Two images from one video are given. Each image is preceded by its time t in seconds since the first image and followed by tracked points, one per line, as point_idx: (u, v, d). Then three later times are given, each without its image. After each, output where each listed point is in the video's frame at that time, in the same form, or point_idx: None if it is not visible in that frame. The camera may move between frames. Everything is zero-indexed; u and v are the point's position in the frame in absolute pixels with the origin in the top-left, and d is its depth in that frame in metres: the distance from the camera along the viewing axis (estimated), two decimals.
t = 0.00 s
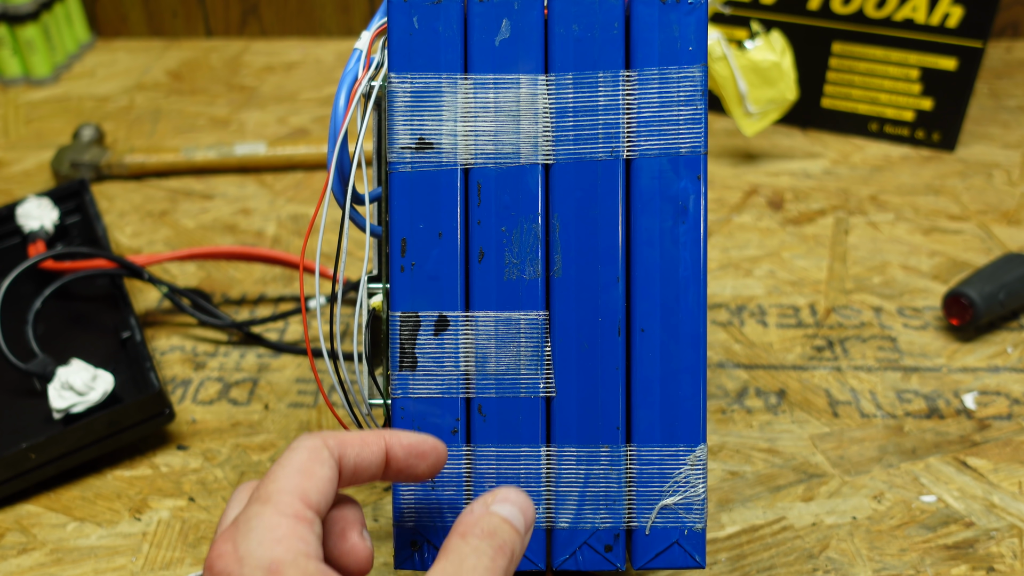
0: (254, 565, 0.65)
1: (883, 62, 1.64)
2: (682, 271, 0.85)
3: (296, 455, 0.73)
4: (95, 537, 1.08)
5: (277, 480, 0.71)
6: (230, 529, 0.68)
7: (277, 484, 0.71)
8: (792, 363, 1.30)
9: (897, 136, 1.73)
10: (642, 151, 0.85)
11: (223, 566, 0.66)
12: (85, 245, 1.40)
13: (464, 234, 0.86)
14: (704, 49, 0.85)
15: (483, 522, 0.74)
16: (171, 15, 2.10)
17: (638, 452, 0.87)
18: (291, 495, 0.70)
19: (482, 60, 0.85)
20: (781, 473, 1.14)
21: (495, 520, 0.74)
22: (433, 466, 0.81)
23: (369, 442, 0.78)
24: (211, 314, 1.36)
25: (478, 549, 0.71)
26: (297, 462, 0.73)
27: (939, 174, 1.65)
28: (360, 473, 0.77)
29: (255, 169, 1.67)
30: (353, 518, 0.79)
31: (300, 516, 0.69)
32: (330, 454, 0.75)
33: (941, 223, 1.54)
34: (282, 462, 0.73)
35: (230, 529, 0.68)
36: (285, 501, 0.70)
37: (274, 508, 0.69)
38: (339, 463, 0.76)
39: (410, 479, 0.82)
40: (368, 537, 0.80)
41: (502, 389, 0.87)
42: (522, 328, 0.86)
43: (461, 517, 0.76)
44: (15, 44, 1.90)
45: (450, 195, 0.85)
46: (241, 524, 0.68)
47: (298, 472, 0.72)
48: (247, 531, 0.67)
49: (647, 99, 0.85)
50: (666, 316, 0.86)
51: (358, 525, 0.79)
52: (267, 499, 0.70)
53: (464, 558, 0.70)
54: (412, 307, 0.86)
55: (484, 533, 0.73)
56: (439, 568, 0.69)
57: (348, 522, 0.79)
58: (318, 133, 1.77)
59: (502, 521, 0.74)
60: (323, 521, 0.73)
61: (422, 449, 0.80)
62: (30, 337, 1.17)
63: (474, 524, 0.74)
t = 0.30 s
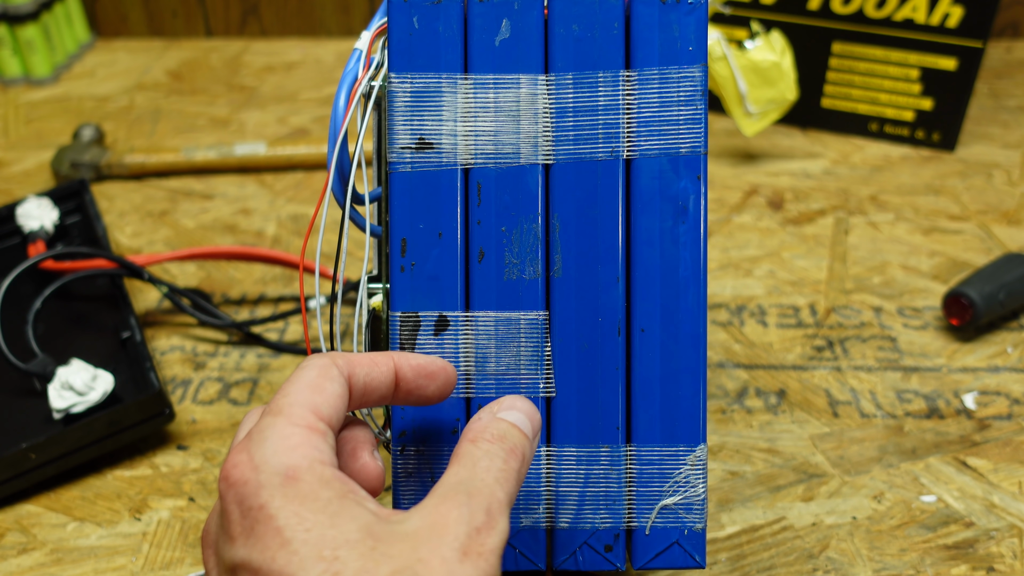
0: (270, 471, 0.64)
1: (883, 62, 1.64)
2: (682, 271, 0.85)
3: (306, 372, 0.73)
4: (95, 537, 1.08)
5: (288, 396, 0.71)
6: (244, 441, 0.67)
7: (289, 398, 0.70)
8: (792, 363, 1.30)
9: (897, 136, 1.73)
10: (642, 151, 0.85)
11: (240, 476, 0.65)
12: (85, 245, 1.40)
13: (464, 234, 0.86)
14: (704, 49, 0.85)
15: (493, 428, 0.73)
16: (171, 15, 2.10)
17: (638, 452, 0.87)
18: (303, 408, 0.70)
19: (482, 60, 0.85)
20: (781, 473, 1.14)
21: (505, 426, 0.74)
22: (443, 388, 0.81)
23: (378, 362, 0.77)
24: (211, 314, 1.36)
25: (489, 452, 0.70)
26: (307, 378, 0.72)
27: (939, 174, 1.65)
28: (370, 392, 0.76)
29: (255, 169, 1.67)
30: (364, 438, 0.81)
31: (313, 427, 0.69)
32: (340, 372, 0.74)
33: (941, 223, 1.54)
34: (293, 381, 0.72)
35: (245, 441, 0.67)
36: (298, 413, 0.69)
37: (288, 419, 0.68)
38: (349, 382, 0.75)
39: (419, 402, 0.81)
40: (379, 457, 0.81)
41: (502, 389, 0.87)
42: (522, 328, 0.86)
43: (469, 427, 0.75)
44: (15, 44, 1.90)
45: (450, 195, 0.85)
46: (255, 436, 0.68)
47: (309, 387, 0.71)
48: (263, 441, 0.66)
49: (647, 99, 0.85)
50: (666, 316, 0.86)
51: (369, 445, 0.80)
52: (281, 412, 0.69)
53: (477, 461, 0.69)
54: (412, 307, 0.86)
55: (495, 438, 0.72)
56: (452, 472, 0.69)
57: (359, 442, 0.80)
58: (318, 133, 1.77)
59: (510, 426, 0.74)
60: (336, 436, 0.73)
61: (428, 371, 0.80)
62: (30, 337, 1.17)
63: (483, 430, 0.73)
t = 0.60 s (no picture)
0: (276, 460, 0.64)
1: (883, 62, 1.64)
2: (682, 271, 0.85)
3: (322, 366, 0.73)
4: (95, 537, 1.08)
5: (301, 388, 0.71)
6: (250, 430, 0.67)
7: (301, 391, 0.70)
8: (792, 363, 1.30)
9: (897, 136, 1.73)
10: (642, 151, 0.85)
11: (244, 464, 0.65)
12: (85, 245, 1.40)
13: (464, 234, 0.86)
14: (704, 49, 0.85)
15: (480, 416, 0.73)
16: (171, 15, 2.10)
17: (638, 452, 0.87)
18: (316, 400, 0.70)
19: (482, 60, 0.85)
20: (781, 473, 1.14)
21: (493, 415, 0.74)
22: (462, 394, 0.81)
23: (400, 365, 0.77)
24: (211, 314, 1.36)
25: (481, 438, 0.71)
26: (320, 372, 0.72)
27: (939, 174, 1.65)
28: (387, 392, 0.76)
29: (255, 169, 1.67)
30: (374, 433, 0.80)
31: (320, 417, 0.69)
32: (356, 369, 0.74)
33: (941, 223, 1.54)
34: (305, 374, 0.72)
35: (250, 430, 0.67)
36: (305, 404, 0.69)
37: (295, 409, 0.68)
38: (365, 380, 0.75)
39: (436, 406, 0.81)
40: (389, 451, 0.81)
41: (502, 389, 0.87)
42: (522, 328, 0.86)
43: (456, 417, 0.75)
44: (15, 44, 1.90)
45: (450, 195, 0.85)
46: (262, 425, 0.67)
47: (325, 382, 0.71)
48: (269, 429, 0.66)
49: (647, 100, 0.85)
50: (666, 316, 0.86)
51: (378, 440, 0.80)
52: (289, 403, 0.69)
53: (471, 448, 0.69)
54: (412, 307, 0.86)
55: (484, 425, 0.72)
56: (448, 459, 0.69)
57: (369, 437, 0.80)
58: (318, 133, 1.77)
59: (499, 415, 0.74)
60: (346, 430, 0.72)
61: (451, 376, 0.80)
62: (30, 337, 1.17)
63: (471, 418, 0.73)
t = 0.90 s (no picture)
0: (274, 470, 0.64)
1: (883, 62, 1.64)
2: (682, 271, 0.85)
3: (296, 369, 0.73)
4: (95, 537, 1.08)
5: (284, 394, 0.71)
6: (246, 442, 0.67)
7: (285, 396, 0.70)
8: (792, 363, 1.30)
9: (897, 136, 1.73)
10: (642, 151, 0.85)
11: (245, 477, 0.65)
12: (84, 245, 1.40)
13: (464, 234, 0.86)
14: (704, 49, 0.85)
15: (494, 415, 0.73)
16: (171, 15, 2.10)
17: (638, 452, 0.87)
18: (301, 406, 0.70)
19: (482, 60, 0.85)
20: (781, 473, 1.14)
21: (505, 410, 0.73)
22: (428, 371, 0.82)
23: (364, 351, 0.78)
24: (211, 314, 1.36)
25: (492, 440, 0.70)
26: (299, 375, 0.72)
27: (939, 174, 1.65)
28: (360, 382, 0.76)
29: (255, 169, 1.67)
30: (362, 435, 0.81)
31: (314, 424, 0.69)
32: (331, 367, 0.74)
33: (941, 223, 1.54)
34: (284, 379, 0.72)
35: (247, 442, 0.67)
36: (298, 411, 0.69)
37: (289, 418, 0.68)
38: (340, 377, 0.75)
39: (406, 387, 0.82)
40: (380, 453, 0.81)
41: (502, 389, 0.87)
42: (522, 328, 0.86)
43: (472, 413, 0.75)
44: (15, 44, 1.90)
45: (450, 196, 0.85)
46: (256, 436, 0.67)
47: (302, 384, 0.71)
48: (266, 440, 0.66)
49: (647, 99, 0.85)
50: (666, 316, 0.86)
51: (368, 441, 0.81)
52: (279, 411, 0.69)
53: (480, 450, 0.69)
54: (412, 307, 0.86)
55: (497, 425, 0.72)
56: (455, 463, 0.68)
57: (358, 439, 0.80)
58: (318, 133, 1.77)
59: (512, 411, 0.73)
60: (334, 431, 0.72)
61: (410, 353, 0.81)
62: (30, 337, 1.17)
63: (485, 417, 0.73)
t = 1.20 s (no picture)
0: (277, 475, 0.64)
1: (883, 62, 1.64)
2: (682, 271, 0.85)
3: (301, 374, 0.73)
4: (95, 537, 1.08)
5: (289, 398, 0.70)
6: (248, 444, 0.67)
7: (289, 401, 0.70)
8: (792, 363, 1.30)
9: (897, 136, 1.72)
10: (642, 151, 0.85)
11: (246, 479, 0.65)
12: (85, 245, 1.40)
13: (464, 234, 0.86)
14: (704, 49, 0.85)
15: (503, 419, 0.71)
16: (171, 15, 2.10)
17: (638, 452, 0.87)
18: (305, 411, 0.70)
19: (482, 60, 0.85)
20: (781, 473, 1.14)
21: (512, 412, 0.72)
22: (432, 377, 0.81)
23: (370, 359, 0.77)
24: (211, 314, 1.36)
25: (498, 447, 0.69)
26: (303, 378, 0.72)
27: (939, 174, 1.65)
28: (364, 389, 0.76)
29: (255, 169, 1.67)
30: (368, 439, 0.81)
31: (317, 428, 0.69)
32: (334, 371, 0.74)
33: (941, 223, 1.54)
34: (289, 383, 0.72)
35: (249, 444, 0.67)
36: (301, 414, 0.69)
37: (292, 423, 0.68)
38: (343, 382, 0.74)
39: (411, 394, 0.81)
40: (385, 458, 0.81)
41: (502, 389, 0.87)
42: (522, 328, 0.86)
43: (481, 413, 0.73)
44: (15, 44, 1.90)
45: (450, 196, 0.85)
46: (259, 440, 0.67)
47: (306, 390, 0.71)
48: (270, 446, 0.66)
49: (647, 99, 0.85)
50: (666, 316, 0.86)
51: (373, 446, 0.81)
52: (282, 416, 0.69)
53: (486, 458, 0.68)
54: (412, 307, 0.86)
55: (504, 430, 0.70)
56: (458, 471, 0.68)
57: (364, 443, 0.80)
58: (318, 133, 1.77)
59: (519, 414, 0.72)
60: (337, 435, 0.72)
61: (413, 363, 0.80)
62: (30, 337, 1.17)
63: (493, 421, 0.71)
